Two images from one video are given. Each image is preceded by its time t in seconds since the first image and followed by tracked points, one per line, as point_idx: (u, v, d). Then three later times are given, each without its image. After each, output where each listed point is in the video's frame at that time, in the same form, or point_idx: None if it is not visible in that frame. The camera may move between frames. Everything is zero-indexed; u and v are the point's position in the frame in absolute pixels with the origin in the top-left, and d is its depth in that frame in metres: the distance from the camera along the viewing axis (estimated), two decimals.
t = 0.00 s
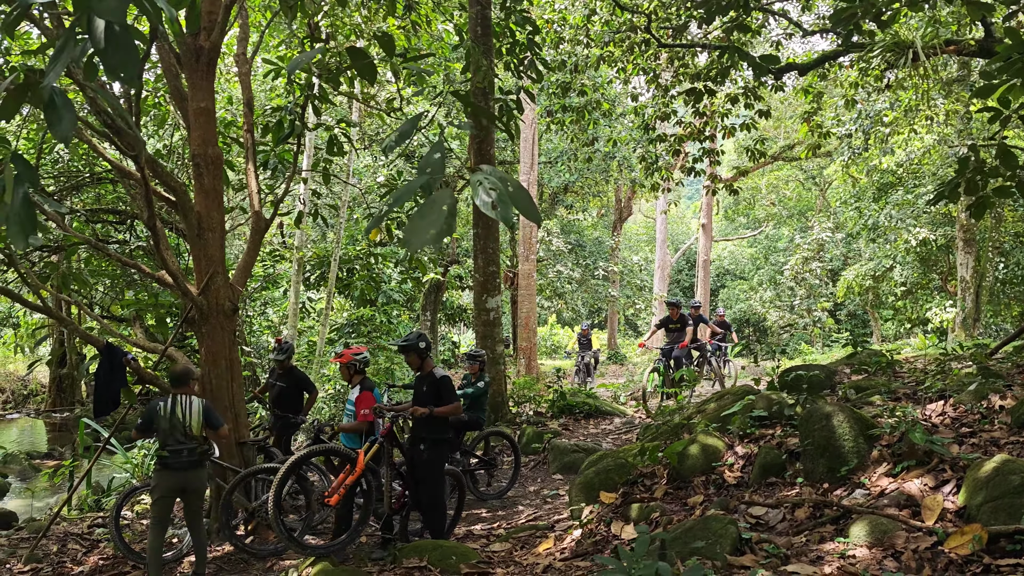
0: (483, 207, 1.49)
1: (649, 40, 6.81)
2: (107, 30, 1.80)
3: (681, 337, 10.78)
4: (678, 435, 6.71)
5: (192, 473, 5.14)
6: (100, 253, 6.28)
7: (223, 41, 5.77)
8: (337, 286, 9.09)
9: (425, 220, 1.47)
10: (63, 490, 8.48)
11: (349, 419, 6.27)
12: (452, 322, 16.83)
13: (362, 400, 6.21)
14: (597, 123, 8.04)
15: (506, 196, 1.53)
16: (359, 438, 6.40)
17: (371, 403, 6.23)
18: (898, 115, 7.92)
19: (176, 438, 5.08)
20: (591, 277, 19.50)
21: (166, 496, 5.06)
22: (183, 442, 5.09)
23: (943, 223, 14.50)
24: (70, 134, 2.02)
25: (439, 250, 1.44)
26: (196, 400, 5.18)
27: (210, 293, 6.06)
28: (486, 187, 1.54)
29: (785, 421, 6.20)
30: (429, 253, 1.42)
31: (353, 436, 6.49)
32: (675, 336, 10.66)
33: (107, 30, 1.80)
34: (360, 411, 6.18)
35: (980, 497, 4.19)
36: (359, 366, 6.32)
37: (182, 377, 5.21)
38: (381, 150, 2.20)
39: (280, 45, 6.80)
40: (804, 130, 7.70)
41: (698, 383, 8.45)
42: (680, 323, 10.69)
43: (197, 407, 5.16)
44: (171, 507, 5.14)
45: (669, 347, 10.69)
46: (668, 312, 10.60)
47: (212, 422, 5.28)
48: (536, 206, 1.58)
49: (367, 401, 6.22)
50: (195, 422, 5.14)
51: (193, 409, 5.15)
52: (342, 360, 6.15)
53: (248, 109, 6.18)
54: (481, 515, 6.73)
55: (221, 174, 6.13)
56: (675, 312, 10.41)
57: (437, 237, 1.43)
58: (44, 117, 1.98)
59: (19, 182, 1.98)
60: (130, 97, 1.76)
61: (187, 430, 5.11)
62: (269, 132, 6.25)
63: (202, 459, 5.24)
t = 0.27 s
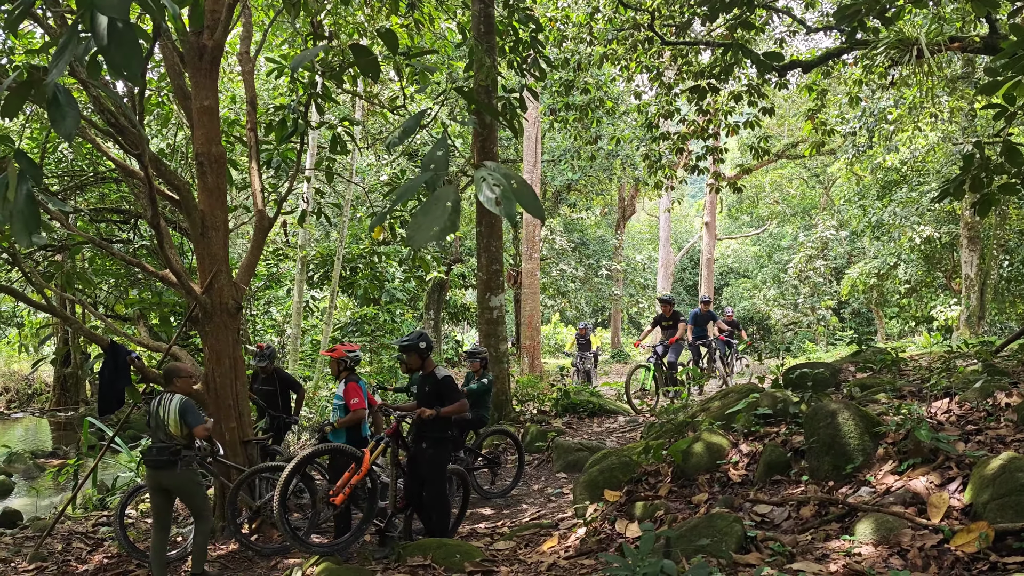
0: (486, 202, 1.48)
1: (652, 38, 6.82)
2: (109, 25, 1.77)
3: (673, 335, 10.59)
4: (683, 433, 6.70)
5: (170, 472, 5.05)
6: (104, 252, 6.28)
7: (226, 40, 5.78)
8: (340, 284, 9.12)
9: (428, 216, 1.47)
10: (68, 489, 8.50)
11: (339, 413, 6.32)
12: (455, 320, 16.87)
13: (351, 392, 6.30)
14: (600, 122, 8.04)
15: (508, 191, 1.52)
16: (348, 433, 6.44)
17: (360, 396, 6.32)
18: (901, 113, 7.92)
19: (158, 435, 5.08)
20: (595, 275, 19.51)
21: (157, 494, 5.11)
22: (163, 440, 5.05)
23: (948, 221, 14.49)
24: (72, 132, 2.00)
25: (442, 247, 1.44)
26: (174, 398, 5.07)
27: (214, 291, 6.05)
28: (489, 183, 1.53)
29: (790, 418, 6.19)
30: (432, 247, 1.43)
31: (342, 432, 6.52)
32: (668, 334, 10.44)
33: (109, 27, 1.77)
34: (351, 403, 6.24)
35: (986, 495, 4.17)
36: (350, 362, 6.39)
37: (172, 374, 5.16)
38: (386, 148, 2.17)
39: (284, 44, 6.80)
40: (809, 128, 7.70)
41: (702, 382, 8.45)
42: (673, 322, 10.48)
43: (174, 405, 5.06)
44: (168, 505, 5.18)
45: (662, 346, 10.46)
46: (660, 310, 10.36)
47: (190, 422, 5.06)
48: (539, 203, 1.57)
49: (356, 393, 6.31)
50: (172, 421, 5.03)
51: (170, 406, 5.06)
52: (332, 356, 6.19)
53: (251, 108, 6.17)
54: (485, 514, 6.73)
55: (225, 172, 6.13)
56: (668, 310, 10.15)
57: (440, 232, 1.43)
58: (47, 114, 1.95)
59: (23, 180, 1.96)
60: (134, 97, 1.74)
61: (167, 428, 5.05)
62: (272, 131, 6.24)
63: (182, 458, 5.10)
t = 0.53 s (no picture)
0: (491, 197, 1.48)
1: (657, 33, 6.81)
2: (114, 20, 1.80)
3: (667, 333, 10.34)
4: (688, 429, 6.69)
5: (167, 468, 5.07)
6: (110, 248, 6.29)
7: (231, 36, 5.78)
8: (345, 281, 9.13)
9: (433, 211, 1.47)
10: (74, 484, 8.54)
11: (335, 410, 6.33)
12: (460, 316, 16.89)
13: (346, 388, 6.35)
14: (605, 117, 8.04)
15: (513, 185, 1.52)
16: (343, 428, 6.43)
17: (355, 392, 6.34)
18: (908, 109, 7.89)
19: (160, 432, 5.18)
20: (599, 272, 19.52)
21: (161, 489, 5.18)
22: (164, 437, 5.12)
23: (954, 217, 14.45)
24: (77, 127, 2.00)
25: (449, 241, 1.44)
26: (171, 395, 5.13)
27: (219, 288, 6.06)
28: (494, 177, 1.53)
29: (795, 415, 6.19)
30: (437, 242, 1.43)
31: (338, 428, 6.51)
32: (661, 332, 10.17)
33: (114, 21, 1.79)
34: (346, 400, 6.27)
35: (993, 491, 4.15)
36: (343, 358, 6.39)
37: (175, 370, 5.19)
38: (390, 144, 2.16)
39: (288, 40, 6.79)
40: (814, 124, 7.69)
41: (707, 378, 8.44)
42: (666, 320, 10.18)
43: (171, 402, 5.11)
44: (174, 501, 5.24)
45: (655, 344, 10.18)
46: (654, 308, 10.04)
47: (184, 419, 5.09)
48: (545, 198, 1.57)
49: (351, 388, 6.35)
50: (169, 418, 5.09)
51: (166, 404, 5.11)
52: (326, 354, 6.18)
53: (256, 104, 6.17)
54: (490, 510, 6.73)
55: (230, 169, 6.13)
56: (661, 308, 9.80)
57: (445, 227, 1.44)
58: (52, 108, 1.96)
59: (27, 175, 1.96)
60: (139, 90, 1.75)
61: (166, 425, 5.12)
62: (277, 127, 6.24)
63: (179, 456, 5.07)
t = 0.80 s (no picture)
0: (496, 189, 1.48)
1: (663, 27, 6.81)
2: (120, 13, 1.80)
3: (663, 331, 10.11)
4: (694, 423, 6.70)
5: (173, 463, 5.07)
6: (116, 243, 6.30)
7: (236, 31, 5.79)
8: (351, 275, 9.15)
9: (438, 204, 1.48)
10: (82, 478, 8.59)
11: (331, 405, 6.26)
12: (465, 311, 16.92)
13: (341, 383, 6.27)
14: (611, 111, 8.03)
15: (519, 177, 1.52)
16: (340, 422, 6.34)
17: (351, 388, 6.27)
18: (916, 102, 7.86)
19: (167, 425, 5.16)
20: (605, 267, 19.51)
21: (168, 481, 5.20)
22: (171, 431, 5.11)
23: (961, 212, 14.40)
24: (83, 119, 2.00)
25: (455, 234, 1.45)
26: (178, 389, 5.10)
27: (225, 282, 6.08)
28: (499, 170, 1.53)
29: (801, 409, 6.19)
30: (442, 235, 1.43)
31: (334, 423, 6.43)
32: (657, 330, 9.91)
33: (119, 15, 1.81)
34: (341, 395, 6.19)
35: (1000, 485, 4.14)
36: (340, 353, 6.33)
37: (183, 365, 5.16)
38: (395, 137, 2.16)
39: (293, 35, 6.79)
40: (821, 118, 7.68)
41: (712, 372, 8.44)
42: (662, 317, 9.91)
43: (178, 396, 5.08)
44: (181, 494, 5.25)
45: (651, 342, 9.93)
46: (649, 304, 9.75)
47: (190, 414, 5.05)
48: (550, 190, 1.57)
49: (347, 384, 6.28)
50: (176, 412, 5.07)
51: (173, 398, 5.08)
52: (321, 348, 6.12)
53: (261, 99, 6.18)
54: (496, 504, 6.75)
55: (235, 163, 6.14)
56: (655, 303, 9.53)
57: (450, 220, 1.44)
58: (58, 101, 1.96)
59: (34, 167, 1.97)
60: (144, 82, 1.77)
61: (173, 419, 5.10)
62: (282, 122, 6.24)
63: (184, 451, 5.06)
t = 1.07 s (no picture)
0: (502, 184, 1.47)
1: (669, 22, 6.82)
2: (125, 9, 1.79)
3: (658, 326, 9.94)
4: (699, 419, 6.69)
5: (180, 459, 5.09)
6: (122, 238, 6.31)
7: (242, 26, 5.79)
8: (357, 271, 9.16)
9: (443, 200, 1.46)
10: (89, 473, 8.64)
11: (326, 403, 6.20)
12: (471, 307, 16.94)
13: (338, 381, 6.21)
14: (617, 106, 8.03)
15: (525, 173, 1.51)
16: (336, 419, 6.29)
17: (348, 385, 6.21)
18: (924, 97, 7.83)
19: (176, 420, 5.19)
20: (610, 263, 19.50)
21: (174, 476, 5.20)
22: (179, 427, 5.13)
23: (969, 208, 14.35)
24: (88, 115, 1.99)
25: (460, 229, 1.43)
26: (187, 385, 5.12)
27: (231, 277, 6.08)
28: (505, 165, 1.52)
29: (808, 405, 6.18)
30: (447, 231, 1.41)
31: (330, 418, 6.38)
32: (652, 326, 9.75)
33: (125, 9, 1.79)
34: (337, 394, 6.13)
35: (1007, 482, 4.13)
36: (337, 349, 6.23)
37: (192, 361, 5.19)
38: (400, 133, 2.15)
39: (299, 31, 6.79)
40: (827, 113, 7.65)
41: (718, 369, 8.44)
42: (657, 312, 9.75)
43: (187, 392, 5.11)
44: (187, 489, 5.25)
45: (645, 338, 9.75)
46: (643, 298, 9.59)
47: (200, 410, 5.07)
48: (556, 185, 1.55)
49: (343, 382, 6.21)
50: (185, 408, 5.09)
51: (182, 394, 5.11)
52: (317, 347, 6.04)
53: (267, 94, 6.17)
54: (501, 500, 6.76)
55: (241, 159, 6.15)
56: (649, 297, 9.38)
57: (456, 215, 1.43)
58: (62, 97, 1.95)
59: (39, 164, 1.96)
60: (150, 79, 1.78)
61: (181, 415, 5.13)
62: (288, 118, 6.24)
63: (192, 447, 5.08)
